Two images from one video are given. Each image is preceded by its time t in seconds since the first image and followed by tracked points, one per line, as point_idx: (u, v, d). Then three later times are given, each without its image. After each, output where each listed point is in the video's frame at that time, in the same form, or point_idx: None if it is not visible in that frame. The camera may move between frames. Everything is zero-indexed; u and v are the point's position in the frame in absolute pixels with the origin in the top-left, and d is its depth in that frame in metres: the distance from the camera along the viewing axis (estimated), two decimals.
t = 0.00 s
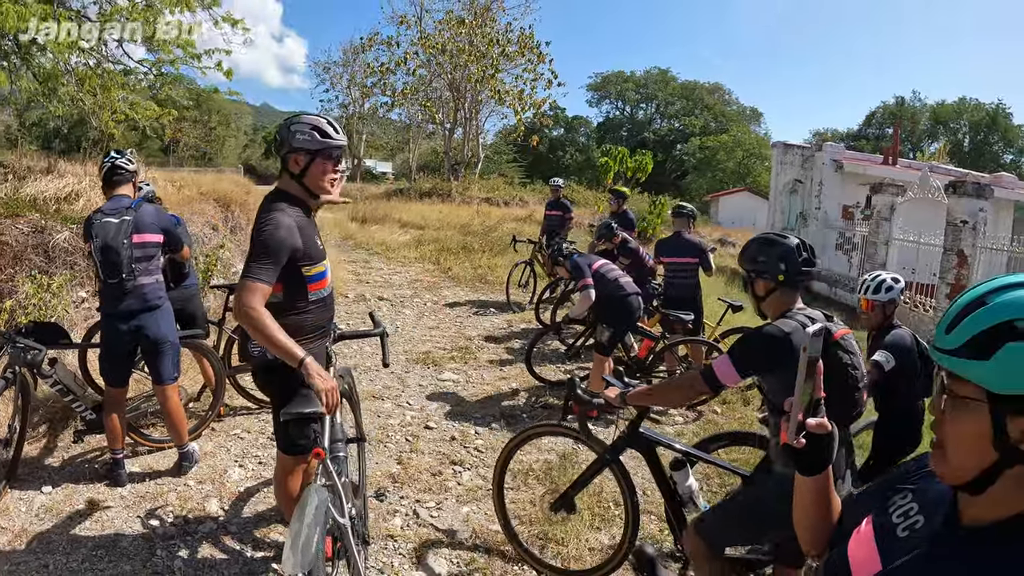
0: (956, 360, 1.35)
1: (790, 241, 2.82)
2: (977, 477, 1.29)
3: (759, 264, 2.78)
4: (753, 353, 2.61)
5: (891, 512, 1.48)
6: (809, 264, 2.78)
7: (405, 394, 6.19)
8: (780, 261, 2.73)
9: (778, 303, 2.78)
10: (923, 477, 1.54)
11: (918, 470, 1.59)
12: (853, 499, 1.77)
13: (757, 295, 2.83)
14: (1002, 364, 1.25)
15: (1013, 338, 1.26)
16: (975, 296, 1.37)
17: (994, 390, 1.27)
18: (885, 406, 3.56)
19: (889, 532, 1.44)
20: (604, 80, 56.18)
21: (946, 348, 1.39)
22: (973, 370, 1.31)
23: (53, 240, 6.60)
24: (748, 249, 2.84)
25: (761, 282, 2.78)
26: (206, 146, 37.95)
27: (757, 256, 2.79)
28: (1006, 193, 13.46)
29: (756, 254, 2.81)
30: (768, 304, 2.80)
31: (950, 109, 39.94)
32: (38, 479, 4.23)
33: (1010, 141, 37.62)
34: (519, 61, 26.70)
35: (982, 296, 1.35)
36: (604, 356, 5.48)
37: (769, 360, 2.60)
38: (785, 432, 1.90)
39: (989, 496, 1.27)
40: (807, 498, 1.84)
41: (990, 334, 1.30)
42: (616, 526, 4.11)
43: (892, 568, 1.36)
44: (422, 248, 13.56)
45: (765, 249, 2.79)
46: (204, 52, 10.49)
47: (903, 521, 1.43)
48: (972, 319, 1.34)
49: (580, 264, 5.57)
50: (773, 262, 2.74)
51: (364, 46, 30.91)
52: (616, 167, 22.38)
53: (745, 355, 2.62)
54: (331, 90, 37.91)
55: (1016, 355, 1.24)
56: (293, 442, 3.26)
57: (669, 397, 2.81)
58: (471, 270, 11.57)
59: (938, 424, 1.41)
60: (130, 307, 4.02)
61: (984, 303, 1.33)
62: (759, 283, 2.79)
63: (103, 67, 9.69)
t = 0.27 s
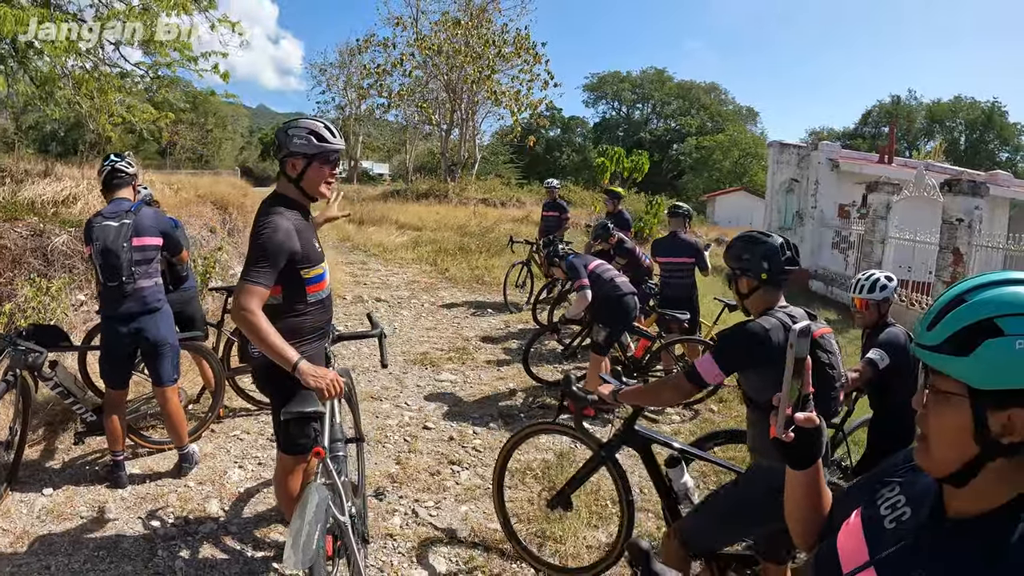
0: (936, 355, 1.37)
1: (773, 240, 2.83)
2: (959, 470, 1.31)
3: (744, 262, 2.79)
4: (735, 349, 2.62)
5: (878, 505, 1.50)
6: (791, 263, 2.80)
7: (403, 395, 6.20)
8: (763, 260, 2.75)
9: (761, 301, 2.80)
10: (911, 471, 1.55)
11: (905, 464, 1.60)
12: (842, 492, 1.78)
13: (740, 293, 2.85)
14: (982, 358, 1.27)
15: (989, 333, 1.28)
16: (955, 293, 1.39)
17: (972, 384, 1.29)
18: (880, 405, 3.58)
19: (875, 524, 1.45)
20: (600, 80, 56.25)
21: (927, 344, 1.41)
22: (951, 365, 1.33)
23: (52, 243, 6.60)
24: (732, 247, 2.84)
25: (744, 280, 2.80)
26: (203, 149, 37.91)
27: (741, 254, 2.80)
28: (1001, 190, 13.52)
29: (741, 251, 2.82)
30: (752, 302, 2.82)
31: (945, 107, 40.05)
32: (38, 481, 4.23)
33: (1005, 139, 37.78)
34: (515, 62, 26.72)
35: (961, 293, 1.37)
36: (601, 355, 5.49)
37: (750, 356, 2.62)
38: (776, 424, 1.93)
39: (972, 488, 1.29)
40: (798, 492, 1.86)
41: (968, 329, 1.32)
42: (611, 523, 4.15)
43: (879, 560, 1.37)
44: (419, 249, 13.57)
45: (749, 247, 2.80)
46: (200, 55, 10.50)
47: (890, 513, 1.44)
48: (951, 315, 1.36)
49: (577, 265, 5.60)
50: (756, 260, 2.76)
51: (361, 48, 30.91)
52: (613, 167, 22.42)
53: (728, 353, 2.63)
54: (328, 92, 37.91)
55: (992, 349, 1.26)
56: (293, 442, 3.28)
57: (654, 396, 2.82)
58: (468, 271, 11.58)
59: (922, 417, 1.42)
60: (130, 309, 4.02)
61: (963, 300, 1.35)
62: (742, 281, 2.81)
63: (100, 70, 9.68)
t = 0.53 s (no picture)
0: (929, 353, 1.37)
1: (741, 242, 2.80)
2: (952, 465, 1.32)
3: (709, 266, 2.78)
4: (701, 354, 2.62)
5: (874, 499, 1.53)
6: (759, 266, 2.77)
7: (402, 396, 6.20)
8: (730, 263, 2.73)
9: (728, 304, 2.79)
10: (905, 465, 1.58)
11: (900, 458, 1.63)
12: (839, 487, 1.81)
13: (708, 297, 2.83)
14: (976, 355, 1.27)
15: (982, 330, 1.28)
16: (949, 291, 1.39)
17: (967, 381, 1.29)
18: (877, 405, 3.59)
19: (871, 519, 1.49)
20: (598, 81, 56.27)
21: (920, 342, 1.41)
22: (945, 362, 1.33)
23: (51, 245, 6.59)
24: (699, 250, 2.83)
25: (711, 283, 2.79)
26: (202, 150, 37.87)
27: (707, 257, 2.79)
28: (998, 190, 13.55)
29: (707, 255, 2.80)
30: (720, 306, 2.80)
31: (943, 107, 40.10)
32: (39, 483, 4.23)
33: (1002, 138, 37.88)
34: (513, 62, 26.72)
35: (954, 292, 1.37)
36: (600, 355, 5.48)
37: (714, 362, 2.61)
38: (771, 421, 1.86)
39: (965, 483, 1.31)
40: (794, 487, 1.86)
41: (961, 326, 1.32)
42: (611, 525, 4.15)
43: (874, 554, 1.41)
44: (418, 250, 13.56)
45: (715, 250, 2.79)
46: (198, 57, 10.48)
47: (885, 508, 1.48)
48: (944, 314, 1.36)
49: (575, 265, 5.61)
50: (722, 264, 2.74)
51: (358, 49, 30.89)
52: (611, 167, 22.44)
53: (694, 359, 2.62)
54: (325, 93, 37.88)
55: (986, 346, 1.26)
56: (293, 441, 3.29)
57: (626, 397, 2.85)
58: (466, 271, 11.57)
59: (914, 413, 1.43)
60: (129, 310, 4.02)
61: (956, 298, 1.36)
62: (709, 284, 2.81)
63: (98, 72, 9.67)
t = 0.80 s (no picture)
0: (927, 352, 1.37)
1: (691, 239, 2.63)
2: (951, 462, 1.33)
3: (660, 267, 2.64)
4: (649, 363, 2.51)
5: (873, 497, 1.54)
6: (712, 265, 2.61)
7: (402, 397, 6.19)
8: (681, 262, 2.57)
9: (683, 307, 2.64)
10: (904, 462, 1.59)
11: (899, 456, 1.64)
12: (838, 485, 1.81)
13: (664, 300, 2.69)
14: (972, 355, 1.27)
15: (979, 329, 1.27)
16: (946, 290, 1.39)
17: (965, 380, 1.29)
18: (876, 404, 3.59)
19: (870, 516, 1.50)
20: (596, 82, 56.32)
21: (917, 341, 1.41)
22: (942, 362, 1.32)
23: (50, 247, 6.58)
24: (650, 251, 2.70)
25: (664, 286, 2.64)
26: (200, 152, 37.86)
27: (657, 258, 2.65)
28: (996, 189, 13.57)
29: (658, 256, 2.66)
30: (676, 308, 2.66)
31: (941, 106, 40.15)
32: (39, 485, 4.22)
33: (1000, 138, 37.97)
34: (511, 63, 26.73)
35: (953, 291, 1.36)
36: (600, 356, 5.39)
37: (664, 370, 2.49)
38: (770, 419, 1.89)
39: (963, 480, 1.32)
40: (794, 485, 1.88)
41: (957, 325, 1.31)
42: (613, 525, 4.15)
43: (874, 550, 1.41)
44: (416, 251, 13.57)
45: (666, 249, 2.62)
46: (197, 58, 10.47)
47: (885, 505, 1.49)
48: (940, 313, 1.35)
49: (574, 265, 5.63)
50: (671, 263, 2.59)
51: (356, 50, 30.90)
52: (609, 168, 22.47)
53: (642, 368, 2.53)
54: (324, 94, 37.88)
55: (982, 345, 1.26)
56: (294, 442, 3.29)
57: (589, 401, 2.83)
58: (465, 272, 11.58)
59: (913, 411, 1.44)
60: (130, 312, 4.02)
61: (953, 297, 1.35)
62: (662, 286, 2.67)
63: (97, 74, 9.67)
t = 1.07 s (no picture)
0: (927, 345, 1.39)
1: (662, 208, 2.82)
2: (956, 458, 1.33)
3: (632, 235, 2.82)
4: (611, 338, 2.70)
5: (878, 493, 1.54)
6: (682, 232, 2.76)
7: (402, 398, 6.18)
8: (653, 229, 2.74)
9: (656, 274, 2.79)
10: (908, 459, 1.58)
11: (902, 452, 1.64)
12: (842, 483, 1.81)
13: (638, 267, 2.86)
14: (977, 352, 1.28)
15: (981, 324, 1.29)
16: (949, 288, 1.39)
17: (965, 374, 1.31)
18: (876, 403, 3.59)
19: (875, 513, 1.49)
20: (594, 83, 56.32)
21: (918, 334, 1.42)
22: (943, 357, 1.34)
23: (49, 249, 6.57)
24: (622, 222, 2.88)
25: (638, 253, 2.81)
26: (198, 153, 37.84)
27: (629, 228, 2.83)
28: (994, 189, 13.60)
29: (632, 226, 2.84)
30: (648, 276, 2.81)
31: (939, 106, 40.21)
32: (39, 487, 4.20)
33: (997, 137, 38.09)
34: (509, 64, 26.74)
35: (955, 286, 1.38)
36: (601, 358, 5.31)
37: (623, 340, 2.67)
38: (775, 419, 1.87)
39: (967, 474, 1.32)
40: (798, 484, 1.87)
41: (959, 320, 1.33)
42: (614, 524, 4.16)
43: (880, 546, 1.41)
44: (415, 252, 13.56)
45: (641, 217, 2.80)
46: (196, 60, 10.47)
47: (889, 502, 1.48)
48: (943, 307, 1.37)
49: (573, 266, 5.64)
50: (642, 232, 2.77)
51: (354, 52, 30.91)
52: (607, 169, 22.50)
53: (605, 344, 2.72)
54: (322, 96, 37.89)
55: (984, 340, 1.28)
56: (295, 443, 3.28)
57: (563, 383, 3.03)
58: (464, 273, 11.58)
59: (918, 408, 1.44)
60: (130, 313, 4.02)
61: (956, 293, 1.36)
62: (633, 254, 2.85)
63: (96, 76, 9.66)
